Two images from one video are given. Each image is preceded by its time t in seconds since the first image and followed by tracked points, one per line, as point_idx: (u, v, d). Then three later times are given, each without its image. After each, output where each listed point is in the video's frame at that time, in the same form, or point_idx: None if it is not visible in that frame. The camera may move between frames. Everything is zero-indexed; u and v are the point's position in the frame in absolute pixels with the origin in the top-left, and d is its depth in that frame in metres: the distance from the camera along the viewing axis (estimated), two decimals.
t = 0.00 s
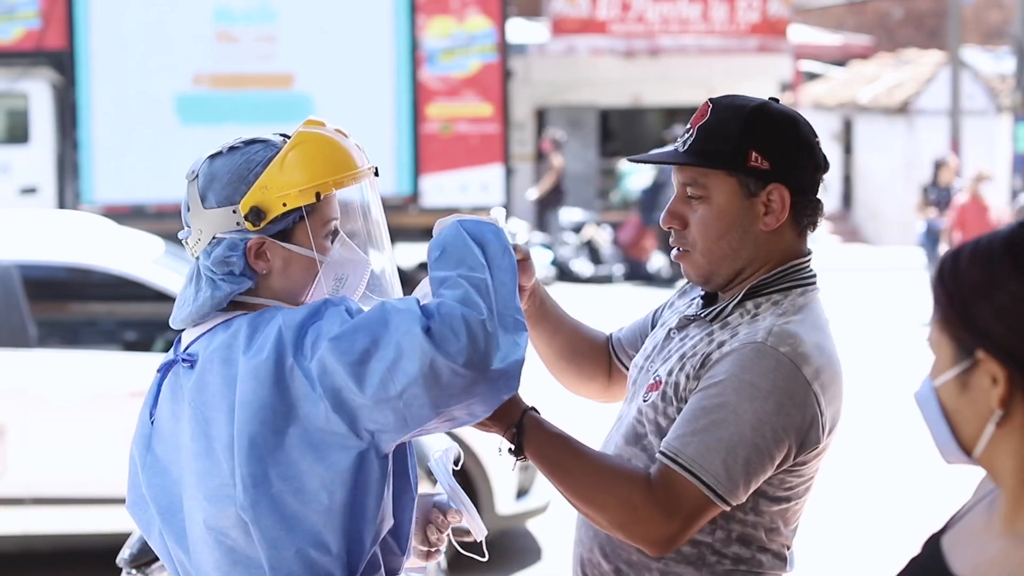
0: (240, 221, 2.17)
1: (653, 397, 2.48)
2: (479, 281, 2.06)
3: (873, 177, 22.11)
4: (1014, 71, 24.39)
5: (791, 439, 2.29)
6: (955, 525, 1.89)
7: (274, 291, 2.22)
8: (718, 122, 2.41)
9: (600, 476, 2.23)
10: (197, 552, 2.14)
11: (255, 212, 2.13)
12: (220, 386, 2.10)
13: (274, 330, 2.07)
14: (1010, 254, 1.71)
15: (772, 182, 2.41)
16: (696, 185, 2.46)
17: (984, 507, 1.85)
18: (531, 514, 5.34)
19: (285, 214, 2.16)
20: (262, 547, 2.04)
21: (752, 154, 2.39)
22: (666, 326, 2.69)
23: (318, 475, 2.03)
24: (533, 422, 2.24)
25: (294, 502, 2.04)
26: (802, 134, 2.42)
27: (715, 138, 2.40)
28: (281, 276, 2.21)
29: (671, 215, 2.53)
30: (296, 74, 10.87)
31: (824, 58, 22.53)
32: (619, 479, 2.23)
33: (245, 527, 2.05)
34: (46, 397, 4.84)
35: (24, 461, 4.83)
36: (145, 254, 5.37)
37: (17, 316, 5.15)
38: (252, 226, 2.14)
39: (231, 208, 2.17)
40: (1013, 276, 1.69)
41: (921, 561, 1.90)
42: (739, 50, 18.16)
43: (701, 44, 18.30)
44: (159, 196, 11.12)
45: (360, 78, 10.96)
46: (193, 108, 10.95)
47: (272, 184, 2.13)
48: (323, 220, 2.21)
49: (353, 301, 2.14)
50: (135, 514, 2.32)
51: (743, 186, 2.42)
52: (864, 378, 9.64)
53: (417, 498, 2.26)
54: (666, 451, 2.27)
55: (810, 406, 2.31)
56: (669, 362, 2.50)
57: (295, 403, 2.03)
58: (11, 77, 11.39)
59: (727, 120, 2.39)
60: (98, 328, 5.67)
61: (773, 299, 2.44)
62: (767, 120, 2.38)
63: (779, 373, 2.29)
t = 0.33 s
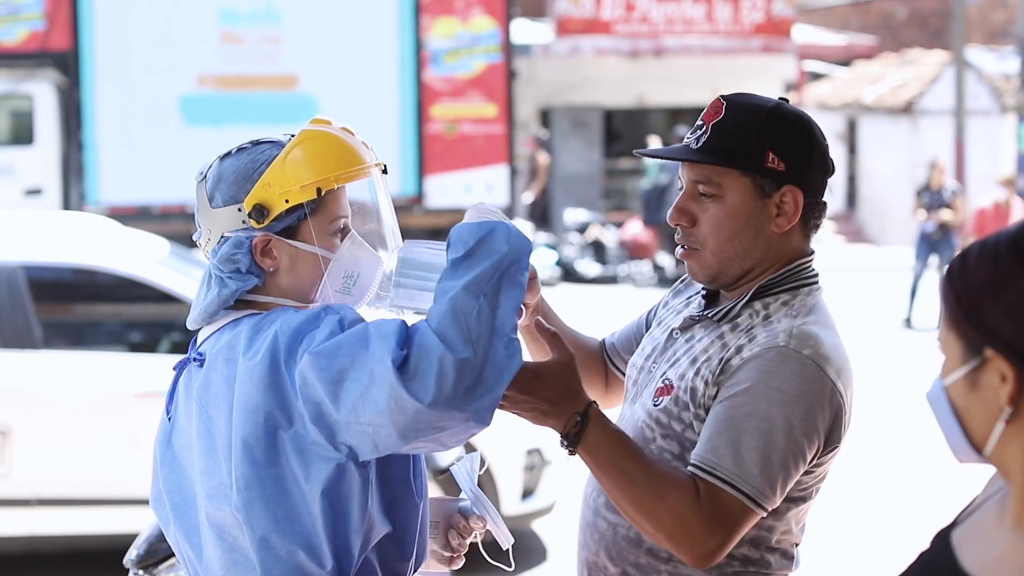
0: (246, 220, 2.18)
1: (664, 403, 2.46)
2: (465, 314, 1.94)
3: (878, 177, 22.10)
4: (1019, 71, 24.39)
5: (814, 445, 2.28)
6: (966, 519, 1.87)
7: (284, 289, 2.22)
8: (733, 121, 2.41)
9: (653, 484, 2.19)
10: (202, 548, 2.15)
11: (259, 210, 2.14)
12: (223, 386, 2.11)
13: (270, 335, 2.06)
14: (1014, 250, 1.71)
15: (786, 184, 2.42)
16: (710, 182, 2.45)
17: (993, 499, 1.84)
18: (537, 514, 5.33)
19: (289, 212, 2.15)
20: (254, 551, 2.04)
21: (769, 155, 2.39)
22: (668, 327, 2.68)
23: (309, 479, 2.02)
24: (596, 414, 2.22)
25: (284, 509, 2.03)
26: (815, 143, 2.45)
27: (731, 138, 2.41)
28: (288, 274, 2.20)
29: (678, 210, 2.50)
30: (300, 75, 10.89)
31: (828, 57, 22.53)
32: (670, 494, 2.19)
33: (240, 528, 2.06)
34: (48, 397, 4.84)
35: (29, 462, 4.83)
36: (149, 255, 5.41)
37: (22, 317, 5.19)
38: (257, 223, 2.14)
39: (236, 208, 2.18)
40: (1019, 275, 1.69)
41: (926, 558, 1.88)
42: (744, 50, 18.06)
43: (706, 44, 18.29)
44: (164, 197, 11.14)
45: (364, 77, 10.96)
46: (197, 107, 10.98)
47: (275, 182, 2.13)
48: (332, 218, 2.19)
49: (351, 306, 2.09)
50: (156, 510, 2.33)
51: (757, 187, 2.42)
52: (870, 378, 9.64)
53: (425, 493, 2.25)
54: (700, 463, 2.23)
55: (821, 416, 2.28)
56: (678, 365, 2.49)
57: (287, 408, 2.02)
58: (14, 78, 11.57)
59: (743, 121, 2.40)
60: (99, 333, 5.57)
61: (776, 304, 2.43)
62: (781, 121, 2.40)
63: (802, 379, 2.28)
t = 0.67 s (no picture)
0: (253, 214, 2.17)
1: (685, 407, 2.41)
2: (505, 268, 1.93)
3: (880, 177, 22.11)
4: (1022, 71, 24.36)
5: (855, 422, 2.29)
6: (960, 518, 1.84)
7: (293, 285, 2.21)
8: (723, 120, 2.41)
9: (733, 470, 2.12)
10: (215, 549, 2.14)
11: (267, 201, 2.13)
12: (231, 383, 2.09)
13: (281, 329, 2.05)
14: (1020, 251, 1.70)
15: (779, 180, 2.43)
16: (705, 181, 2.44)
17: (990, 499, 1.81)
18: (542, 514, 5.31)
19: (296, 204, 2.14)
20: (272, 547, 2.02)
21: (764, 152, 2.41)
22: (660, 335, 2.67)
23: (325, 472, 2.00)
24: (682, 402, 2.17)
25: (303, 501, 2.01)
26: (802, 143, 2.48)
27: (723, 138, 2.41)
28: (297, 269, 2.19)
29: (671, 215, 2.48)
30: (303, 76, 10.90)
31: (831, 57, 22.52)
32: (750, 483, 2.12)
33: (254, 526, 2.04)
34: (52, 398, 4.85)
35: (33, 462, 4.83)
36: (153, 255, 5.42)
37: (24, 317, 5.18)
38: (264, 215, 2.14)
39: (243, 201, 2.18)
40: None
41: (923, 555, 1.86)
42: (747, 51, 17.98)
43: (708, 45, 18.29)
44: (167, 198, 11.14)
45: (364, 76, 10.99)
46: (201, 108, 10.99)
47: (282, 173, 2.13)
48: (338, 210, 2.18)
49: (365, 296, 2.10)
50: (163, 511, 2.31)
51: (752, 184, 2.42)
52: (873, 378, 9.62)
53: (436, 489, 2.23)
54: (761, 455, 2.17)
55: (857, 387, 2.29)
56: (692, 368, 2.46)
57: (301, 403, 2.00)
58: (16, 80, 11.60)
59: (735, 121, 2.40)
60: (101, 334, 5.30)
61: (784, 298, 2.42)
62: (773, 120, 2.42)
63: (840, 362, 2.28)
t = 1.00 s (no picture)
0: (260, 215, 2.15)
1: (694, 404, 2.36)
2: (553, 265, 1.97)
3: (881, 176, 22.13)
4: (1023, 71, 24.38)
5: (858, 414, 2.29)
6: (958, 516, 1.83)
7: (300, 286, 2.20)
8: (720, 121, 2.40)
9: (736, 432, 2.11)
10: (213, 554, 2.10)
11: (275, 201, 2.11)
12: (235, 386, 2.06)
13: (298, 330, 2.02)
14: (1015, 252, 1.69)
15: (774, 181, 2.42)
16: (700, 182, 2.42)
17: (985, 499, 1.81)
18: (542, 514, 5.32)
19: (304, 204, 2.14)
20: (282, 554, 2.00)
21: (758, 154, 2.40)
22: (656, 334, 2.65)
23: (343, 477, 1.99)
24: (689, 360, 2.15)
25: (315, 506, 1.99)
26: (795, 145, 2.46)
27: (718, 138, 2.39)
28: (305, 269, 2.19)
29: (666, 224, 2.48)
30: (304, 74, 11.15)
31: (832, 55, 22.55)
32: (750, 450, 2.10)
33: (263, 532, 2.01)
34: (56, 400, 4.85)
35: (35, 462, 4.83)
36: (154, 255, 5.42)
37: (25, 317, 5.18)
38: (272, 216, 2.12)
39: (249, 202, 2.16)
40: (1017, 276, 1.67)
41: (920, 553, 1.86)
42: (749, 49, 18.34)
43: (710, 44, 18.37)
44: (168, 197, 11.40)
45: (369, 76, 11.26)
46: (204, 108, 11.22)
47: (290, 174, 2.11)
48: (343, 210, 2.18)
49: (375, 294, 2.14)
50: (156, 514, 2.29)
51: (746, 185, 2.41)
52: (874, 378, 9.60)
53: (440, 497, 2.21)
54: (765, 423, 2.17)
55: (862, 376, 2.30)
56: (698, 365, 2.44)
57: (320, 406, 1.98)
58: (16, 79, 11.60)
59: (730, 124, 2.39)
60: (102, 333, 5.25)
61: (788, 295, 2.41)
62: (767, 122, 2.41)
63: (845, 346, 2.29)
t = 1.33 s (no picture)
0: (264, 220, 2.13)
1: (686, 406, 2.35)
2: (572, 279, 2.00)
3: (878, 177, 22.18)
4: (1021, 72, 24.40)
5: (858, 417, 2.29)
6: (955, 521, 1.83)
7: (304, 288, 2.20)
8: (700, 125, 2.39)
9: (749, 435, 2.10)
10: (212, 558, 2.08)
11: (279, 207, 2.10)
12: (238, 391, 2.05)
13: (308, 333, 2.02)
14: (1010, 254, 1.68)
15: (757, 184, 2.41)
16: (681, 187, 2.41)
17: (983, 502, 1.81)
18: (537, 515, 5.33)
19: (308, 208, 2.13)
20: (285, 560, 1.98)
21: (739, 157, 2.38)
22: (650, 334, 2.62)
23: (355, 483, 1.98)
24: (715, 357, 2.18)
25: (321, 511, 1.98)
26: (779, 144, 2.44)
27: (698, 143, 2.38)
28: (310, 271, 2.18)
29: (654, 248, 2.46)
30: (303, 74, 11.25)
31: (830, 55, 22.57)
32: (762, 452, 2.10)
33: (267, 537, 2.00)
34: (54, 399, 4.84)
35: (33, 461, 4.83)
36: (151, 255, 5.40)
37: (23, 317, 5.20)
38: (276, 221, 2.11)
39: (253, 208, 2.13)
40: (1011, 280, 1.66)
41: (917, 558, 1.85)
42: (747, 50, 18.35)
43: (708, 44, 18.41)
44: (165, 197, 11.41)
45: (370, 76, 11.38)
46: (202, 108, 11.31)
47: (293, 177, 2.10)
48: (346, 210, 2.17)
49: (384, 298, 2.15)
50: (148, 516, 2.28)
51: (729, 189, 2.39)
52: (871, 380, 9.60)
53: (442, 505, 2.19)
54: (780, 427, 2.16)
55: (862, 377, 2.29)
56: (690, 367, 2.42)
57: (331, 412, 1.97)
58: (15, 79, 11.52)
59: (710, 126, 2.38)
60: (100, 332, 5.25)
61: (781, 296, 2.40)
62: (749, 125, 2.39)
63: (844, 350, 2.28)
